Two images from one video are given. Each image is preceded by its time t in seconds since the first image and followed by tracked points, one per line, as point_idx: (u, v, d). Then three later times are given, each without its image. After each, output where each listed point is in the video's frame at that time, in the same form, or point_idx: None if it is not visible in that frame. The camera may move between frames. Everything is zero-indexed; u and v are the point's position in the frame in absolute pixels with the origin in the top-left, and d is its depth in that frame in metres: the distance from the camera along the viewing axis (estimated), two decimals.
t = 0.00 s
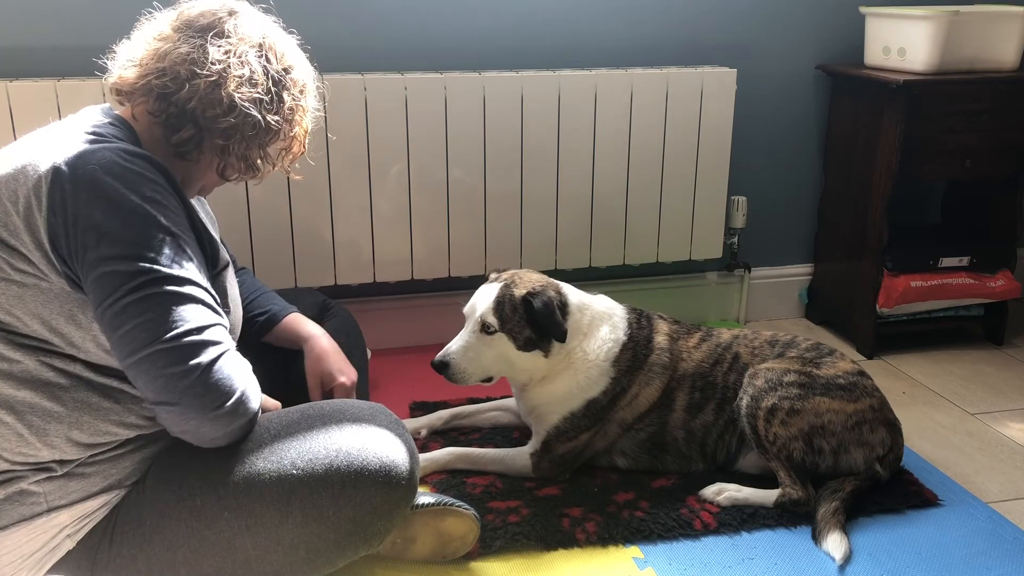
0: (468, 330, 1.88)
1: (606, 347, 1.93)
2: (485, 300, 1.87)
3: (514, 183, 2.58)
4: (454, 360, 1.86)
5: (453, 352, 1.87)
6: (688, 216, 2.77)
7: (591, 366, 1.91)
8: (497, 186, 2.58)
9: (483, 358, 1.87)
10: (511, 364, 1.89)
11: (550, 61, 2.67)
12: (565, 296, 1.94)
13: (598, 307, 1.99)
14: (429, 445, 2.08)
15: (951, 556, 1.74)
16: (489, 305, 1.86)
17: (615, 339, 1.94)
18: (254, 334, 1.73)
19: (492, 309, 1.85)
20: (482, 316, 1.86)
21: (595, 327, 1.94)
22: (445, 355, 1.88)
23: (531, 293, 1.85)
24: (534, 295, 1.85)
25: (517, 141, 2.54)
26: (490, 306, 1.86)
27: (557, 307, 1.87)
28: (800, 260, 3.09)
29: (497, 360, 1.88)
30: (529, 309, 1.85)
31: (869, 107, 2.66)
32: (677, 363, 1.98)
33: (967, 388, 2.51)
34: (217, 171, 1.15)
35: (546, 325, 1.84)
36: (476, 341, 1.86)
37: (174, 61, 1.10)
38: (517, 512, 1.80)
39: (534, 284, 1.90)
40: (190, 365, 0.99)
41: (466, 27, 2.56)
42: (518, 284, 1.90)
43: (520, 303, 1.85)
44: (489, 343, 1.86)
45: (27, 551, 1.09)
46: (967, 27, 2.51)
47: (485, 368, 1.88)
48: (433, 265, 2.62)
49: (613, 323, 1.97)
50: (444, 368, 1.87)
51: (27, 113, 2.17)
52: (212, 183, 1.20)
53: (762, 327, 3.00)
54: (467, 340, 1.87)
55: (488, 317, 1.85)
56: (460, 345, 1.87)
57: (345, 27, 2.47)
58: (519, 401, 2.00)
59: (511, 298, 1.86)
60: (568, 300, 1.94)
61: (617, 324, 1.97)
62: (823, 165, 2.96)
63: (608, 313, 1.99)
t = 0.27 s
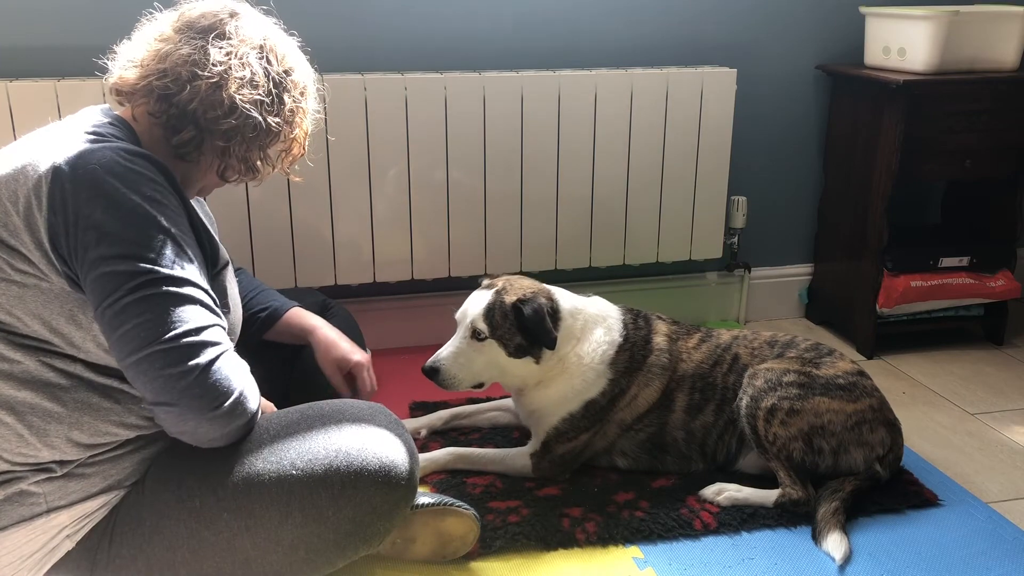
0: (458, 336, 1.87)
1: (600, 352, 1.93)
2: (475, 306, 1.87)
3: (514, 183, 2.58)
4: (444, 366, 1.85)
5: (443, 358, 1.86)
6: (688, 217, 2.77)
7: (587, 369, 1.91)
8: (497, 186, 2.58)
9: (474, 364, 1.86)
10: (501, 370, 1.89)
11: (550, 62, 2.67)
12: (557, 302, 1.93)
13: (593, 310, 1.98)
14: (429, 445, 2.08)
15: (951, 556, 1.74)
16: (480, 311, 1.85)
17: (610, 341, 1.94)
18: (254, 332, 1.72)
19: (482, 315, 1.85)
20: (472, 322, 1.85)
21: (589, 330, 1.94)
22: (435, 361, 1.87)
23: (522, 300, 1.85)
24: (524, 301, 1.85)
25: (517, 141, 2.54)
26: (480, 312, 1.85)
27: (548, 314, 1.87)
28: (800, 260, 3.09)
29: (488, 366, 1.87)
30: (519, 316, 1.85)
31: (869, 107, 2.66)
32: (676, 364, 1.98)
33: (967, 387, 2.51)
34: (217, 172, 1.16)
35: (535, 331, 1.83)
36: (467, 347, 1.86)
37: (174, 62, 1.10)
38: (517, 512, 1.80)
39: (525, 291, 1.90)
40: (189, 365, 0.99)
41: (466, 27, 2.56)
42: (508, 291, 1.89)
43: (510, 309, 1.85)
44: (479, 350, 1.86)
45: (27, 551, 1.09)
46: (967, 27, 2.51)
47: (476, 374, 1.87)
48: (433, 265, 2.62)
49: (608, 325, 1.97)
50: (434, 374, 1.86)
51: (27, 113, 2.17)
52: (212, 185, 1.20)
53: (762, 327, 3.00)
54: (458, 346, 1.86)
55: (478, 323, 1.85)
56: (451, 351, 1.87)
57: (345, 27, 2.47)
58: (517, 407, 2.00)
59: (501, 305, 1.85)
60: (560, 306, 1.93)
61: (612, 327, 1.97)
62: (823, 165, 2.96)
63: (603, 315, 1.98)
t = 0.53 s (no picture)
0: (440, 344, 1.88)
1: (590, 359, 1.92)
2: (461, 317, 1.86)
3: (514, 183, 2.58)
4: (421, 371, 1.86)
5: (422, 363, 1.87)
6: (688, 217, 2.77)
7: (578, 375, 1.91)
8: (497, 186, 2.58)
9: (452, 374, 1.86)
10: (479, 381, 1.89)
11: (550, 62, 2.67)
12: (543, 317, 1.92)
13: (580, 318, 1.97)
14: (429, 445, 2.08)
15: (951, 556, 1.74)
16: (464, 322, 1.85)
17: (600, 347, 1.93)
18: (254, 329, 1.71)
19: (464, 327, 1.84)
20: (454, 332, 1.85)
21: (578, 336, 1.94)
22: (413, 364, 1.88)
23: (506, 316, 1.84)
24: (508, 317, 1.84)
25: (517, 141, 2.54)
26: (463, 323, 1.85)
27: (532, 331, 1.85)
28: (800, 260, 3.09)
29: (467, 377, 1.87)
30: (502, 330, 1.84)
31: (869, 107, 2.66)
32: (676, 365, 1.98)
33: (967, 387, 2.51)
34: (217, 171, 1.16)
35: (514, 347, 1.83)
36: (446, 356, 1.86)
37: (173, 61, 1.10)
38: (517, 512, 1.80)
39: (513, 305, 1.88)
40: (190, 360, 0.99)
41: (466, 27, 2.56)
42: (496, 304, 1.88)
43: (495, 325, 1.84)
44: (457, 360, 1.86)
45: (27, 551, 1.09)
46: (967, 27, 2.51)
47: (453, 383, 1.87)
48: (433, 265, 2.62)
49: (597, 331, 1.96)
50: (410, 378, 1.87)
51: (27, 112, 2.17)
52: (212, 183, 1.20)
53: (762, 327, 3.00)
54: (438, 353, 1.87)
55: (460, 334, 1.85)
56: (430, 357, 1.87)
57: (345, 27, 2.47)
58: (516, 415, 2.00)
59: (486, 320, 1.84)
60: (546, 320, 1.92)
61: (601, 332, 1.96)
62: (824, 166, 2.96)
63: (592, 322, 1.97)
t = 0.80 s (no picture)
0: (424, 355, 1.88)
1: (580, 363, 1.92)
2: (448, 332, 1.87)
3: (514, 183, 2.58)
4: (401, 380, 1.85)
5: (403, 372, 1.86)
6: (688, 217, 2.77)
7: (571, 379, 1.90)
8: (497, 186, 2.58)
9: (434, 386, 1.86)
10: (460, 394, 1.88)
11: (550, 62, 2.67)
12: (530, 331, 1.92)
13: (568, 327, 1.97)
14: (429, 445, 2.08)
15: (951, 556, 1.73)
16: (450, 336, 1.86)
17: (589, 352, 1.93)
18: (255, 329, 1.72)
19: (451, 341, 1.85)
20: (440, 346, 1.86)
21: (567, 342, 1.94)
22: (393, 372, 1.88)
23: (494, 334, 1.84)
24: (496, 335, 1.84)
25: (517, 141, 2.54)
26: (450, 337, 1.86)
27: (519, 350, 1.85)
28: (800, 260, 3.09)
29: (447, 390, 1.87)
30: (489, 347, 1.84)
31: (869, 107, 2.66)
32: (675, 367, 1.98)
33: (967, 388, 2.51)
34: (218, 169, 1.16)
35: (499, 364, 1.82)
36: (429, 368, 1.86)
37: (173, 61, 1.10)
38: (517, 512, 1.80)
39: (500, 323, 1.89)
40: (191, 358, 0.99)
41: (466, 27, 2.56)
42: (485, 321, 1.89)
43: (481, 341, 1.84)
44: (440, 373, 1.86)
45: (27, 550, 1.09)
46: (967, 27, 2.51)
47: (432, 395, 1.86)
48: (433, 265, 2.62)
49: (586, 337, 1.96)
50: (390, 385, 1.86)
51: (27, 112, 2.17)
52: (212, 182, 1.20)
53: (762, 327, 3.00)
54: (421, 364, 1.86)
55: (445, 348, 1.85)
56: (412, 367, 1.87)
57: (345, 27, 2.47)
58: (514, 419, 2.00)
59: (472, 336, 1.85)
60: (534, 336, 1.92)
61: (589, 338, 1.96)
62: (824, 166, 2.96)
63: (579, 329, 1.97)
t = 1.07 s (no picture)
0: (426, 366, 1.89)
1: (578, 364, 1.92)
2: (447, 338, 1.88)
3: (514, 184, 2.58)
4: (407, 395, 1.86)
5: (408, 387, 1.87)
6: (688, 217, 2.77)
7: (567, 382, 1.90)
8: (497, 186, 2.58)
9: (439, 397, 1.87)
10: (463, 404, 1.90)
11: (550, 62, 2.67)
12: (529, 335, 1.93)
13: (565, 328, 1.97)
14: (429, 445, 2.08)
15: (951, 556, 1.73)
16: (450, 344, 1.87)
17: (588, 353, 1.93)
18: (254, 329, 1.72)
19: (451, 348, 1.86)
20: (441, 354, 1.87)
21: (563, 343, 1.94)
22: (398, 388, 1.88)
23: (493, 337, 1.85)
24: (494, 337, 1.85)
25: (517, 141, 2.54)
26: (450, 345, 1.87)
27: (519, 352, 1.86)
28: (800, 260, 3.09)
29: (452, 399, 1.88)
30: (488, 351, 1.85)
31: (869, 107, 2.66)
32: (674, 367, 1.98)
33: (967, 388, 2.51)
34: (218, 169, 1.16)
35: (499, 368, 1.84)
36: (433, 378, 1.87)
37: (172, 61, 1.10)
38: (517, 512, 1.80)
39: (498, 327, 1.90)
40: (189, 360, 0.99)
41: (466, 27, 2.56)
42: (482, 325, 1.90)
43: (481, 346, 1.85)
44: (444, 383, 1.87)
45: (27, 551, 1.09)
46: (967, 27, 2.51)
47: (438, 406, 1.88)
48: (433, 265, 2.62)
49: (584, 339, 1.96)
50: (395, 403, 1.87)
51: (27, 112, 2.17)
52: (213, 181, 1.20)
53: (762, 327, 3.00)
54: (424, 376, 1.88)
55: (446, 355, 1.86)
56: (416, 380, 1.88)
57: (345, 26, 2.47)
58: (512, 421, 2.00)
59: (472, 342, 1.86)
60: (532, 338, 1.93)
61: (587, 340, 1.96)
62: (824, 166, 2.96)
63: (575, 330, 1.97)
